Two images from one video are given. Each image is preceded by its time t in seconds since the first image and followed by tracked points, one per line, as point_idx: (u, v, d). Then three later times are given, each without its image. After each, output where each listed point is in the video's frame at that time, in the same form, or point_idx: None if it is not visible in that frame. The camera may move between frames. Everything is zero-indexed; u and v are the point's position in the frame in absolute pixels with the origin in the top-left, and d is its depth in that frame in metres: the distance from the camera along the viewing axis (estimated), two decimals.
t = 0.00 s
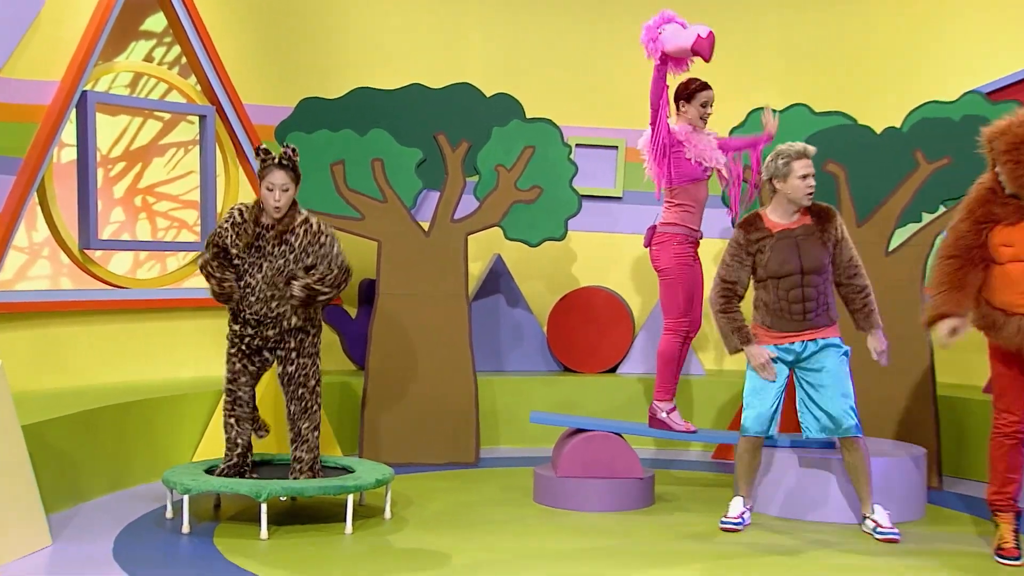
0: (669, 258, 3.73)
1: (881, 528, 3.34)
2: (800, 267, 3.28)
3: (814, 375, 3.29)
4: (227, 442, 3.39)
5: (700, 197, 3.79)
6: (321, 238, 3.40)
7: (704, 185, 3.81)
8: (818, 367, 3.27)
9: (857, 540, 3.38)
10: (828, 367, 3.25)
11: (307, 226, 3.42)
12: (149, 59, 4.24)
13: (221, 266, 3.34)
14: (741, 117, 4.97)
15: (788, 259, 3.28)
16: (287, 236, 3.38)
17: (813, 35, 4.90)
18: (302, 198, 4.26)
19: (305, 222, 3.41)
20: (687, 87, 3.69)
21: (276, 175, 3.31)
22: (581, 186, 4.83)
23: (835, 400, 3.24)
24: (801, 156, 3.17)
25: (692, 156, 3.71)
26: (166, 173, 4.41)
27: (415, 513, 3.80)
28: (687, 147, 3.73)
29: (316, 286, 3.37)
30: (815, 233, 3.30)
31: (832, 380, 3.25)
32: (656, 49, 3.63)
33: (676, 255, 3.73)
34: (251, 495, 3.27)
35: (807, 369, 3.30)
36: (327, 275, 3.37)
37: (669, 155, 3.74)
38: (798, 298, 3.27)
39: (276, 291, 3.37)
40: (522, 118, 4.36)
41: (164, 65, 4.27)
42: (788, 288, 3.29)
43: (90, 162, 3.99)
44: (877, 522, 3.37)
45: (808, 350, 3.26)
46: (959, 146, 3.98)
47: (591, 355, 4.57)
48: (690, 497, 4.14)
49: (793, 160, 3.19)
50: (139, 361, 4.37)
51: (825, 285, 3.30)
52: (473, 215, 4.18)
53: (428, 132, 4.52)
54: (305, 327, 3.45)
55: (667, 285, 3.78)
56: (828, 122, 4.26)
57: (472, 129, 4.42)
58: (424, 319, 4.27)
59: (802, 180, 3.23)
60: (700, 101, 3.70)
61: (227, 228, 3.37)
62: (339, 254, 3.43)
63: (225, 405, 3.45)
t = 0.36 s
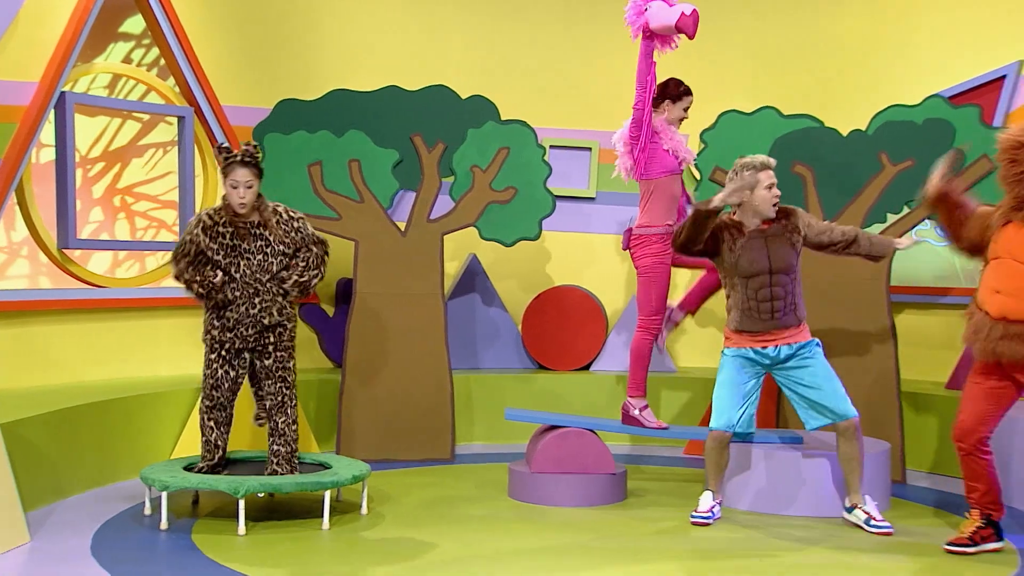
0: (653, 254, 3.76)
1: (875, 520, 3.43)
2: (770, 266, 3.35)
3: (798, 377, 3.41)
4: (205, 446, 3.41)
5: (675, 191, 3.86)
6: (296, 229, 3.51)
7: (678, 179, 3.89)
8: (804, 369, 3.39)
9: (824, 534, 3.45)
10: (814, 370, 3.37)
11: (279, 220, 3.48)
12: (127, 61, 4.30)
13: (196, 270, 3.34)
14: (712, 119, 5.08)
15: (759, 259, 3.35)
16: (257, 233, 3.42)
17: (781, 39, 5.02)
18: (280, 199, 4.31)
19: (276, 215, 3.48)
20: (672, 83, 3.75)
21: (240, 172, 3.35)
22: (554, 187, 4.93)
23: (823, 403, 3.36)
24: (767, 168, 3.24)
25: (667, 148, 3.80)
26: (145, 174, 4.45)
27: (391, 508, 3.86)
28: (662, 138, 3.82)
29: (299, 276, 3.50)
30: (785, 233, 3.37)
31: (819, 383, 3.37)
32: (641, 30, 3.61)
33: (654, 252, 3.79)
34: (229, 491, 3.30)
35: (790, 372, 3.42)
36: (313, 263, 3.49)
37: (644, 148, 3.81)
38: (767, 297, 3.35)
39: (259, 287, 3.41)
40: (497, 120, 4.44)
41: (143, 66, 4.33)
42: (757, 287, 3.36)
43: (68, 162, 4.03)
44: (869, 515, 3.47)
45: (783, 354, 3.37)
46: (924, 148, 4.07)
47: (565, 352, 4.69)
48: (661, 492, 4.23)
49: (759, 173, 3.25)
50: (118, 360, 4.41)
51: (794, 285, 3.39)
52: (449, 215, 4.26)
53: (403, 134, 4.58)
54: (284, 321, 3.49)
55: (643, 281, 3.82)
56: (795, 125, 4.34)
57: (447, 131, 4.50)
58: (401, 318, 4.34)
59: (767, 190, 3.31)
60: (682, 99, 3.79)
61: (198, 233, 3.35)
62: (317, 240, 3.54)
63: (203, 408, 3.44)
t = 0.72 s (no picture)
0: (647, 254, 3.78)
1: (846, 514, 3.49)
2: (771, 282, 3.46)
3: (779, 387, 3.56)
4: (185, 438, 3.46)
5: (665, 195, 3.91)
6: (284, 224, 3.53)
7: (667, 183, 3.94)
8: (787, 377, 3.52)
9: (791, 528, 3.54)
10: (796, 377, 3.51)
11: (267, 216, 3.50)
12: (108, 62, 4.32)
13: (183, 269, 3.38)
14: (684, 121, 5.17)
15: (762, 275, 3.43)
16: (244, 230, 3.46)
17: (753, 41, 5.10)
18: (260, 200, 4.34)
19: (265, 211, 3.50)
20: (663, 88, 3.77)
21: (229, 171, 3.36)
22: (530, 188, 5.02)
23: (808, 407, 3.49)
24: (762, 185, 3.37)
25: (659, 152, 3.83)
26: (126, 174, 4.50)
27: (370, 504, 3.92)
28: (654, 143, 3.84)
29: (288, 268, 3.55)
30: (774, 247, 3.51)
31: (801, 389, 3.51)
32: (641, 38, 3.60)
33: (649, 254, 3.82)
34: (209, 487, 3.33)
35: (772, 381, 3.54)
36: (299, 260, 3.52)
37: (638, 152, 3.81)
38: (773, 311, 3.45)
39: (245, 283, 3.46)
40: (474, 121, 4.51)
41: (123, 68, 4.36)
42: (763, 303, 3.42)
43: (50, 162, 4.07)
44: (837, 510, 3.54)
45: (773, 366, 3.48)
46: (892, 150, 4.19)
47: (543, 350, 4.78)
48: (634, 487, 4.31)
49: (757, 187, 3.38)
50: (100, 358, 4.46)
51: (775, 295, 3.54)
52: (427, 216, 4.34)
53: (382, 135, 4.64)
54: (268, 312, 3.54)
55: (635, 280, 3.84)
56: (768, 127, 4.39)
57: (425, 131, 4.56)
58: (381, 318, 4.40)
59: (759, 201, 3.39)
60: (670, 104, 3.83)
61: (184, 230, 3.40)
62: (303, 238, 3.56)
63: (188, 402, 3.52)
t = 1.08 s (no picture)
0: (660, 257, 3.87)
1: (813, 508, 3.59)
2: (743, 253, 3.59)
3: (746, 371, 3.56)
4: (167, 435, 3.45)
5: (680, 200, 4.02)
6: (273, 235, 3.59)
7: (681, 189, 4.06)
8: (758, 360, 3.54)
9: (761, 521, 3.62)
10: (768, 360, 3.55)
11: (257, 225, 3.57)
12: (90, 64, 4.40)
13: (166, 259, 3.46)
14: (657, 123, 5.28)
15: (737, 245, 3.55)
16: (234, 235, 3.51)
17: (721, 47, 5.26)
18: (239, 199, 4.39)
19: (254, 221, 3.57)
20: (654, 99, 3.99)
21: (224, 170, 3.47)
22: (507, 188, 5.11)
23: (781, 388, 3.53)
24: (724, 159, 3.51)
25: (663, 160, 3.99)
26: (108, 174, 4.55)
27: (349, 500, 3.97)
28: (659, 152, 4.02)
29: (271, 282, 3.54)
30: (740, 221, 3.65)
31: (771, 374, 3.54)
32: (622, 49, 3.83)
33: (661, 258, 3.91)
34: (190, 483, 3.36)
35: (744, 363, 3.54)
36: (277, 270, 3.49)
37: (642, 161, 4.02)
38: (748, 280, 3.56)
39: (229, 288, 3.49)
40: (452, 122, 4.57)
41: (104, 69, 4.43)
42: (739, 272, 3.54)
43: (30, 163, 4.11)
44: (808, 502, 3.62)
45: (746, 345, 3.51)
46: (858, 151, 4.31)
47: (522, 347, 4.89)
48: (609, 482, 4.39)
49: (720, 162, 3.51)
50: (81, 357, 4.50)
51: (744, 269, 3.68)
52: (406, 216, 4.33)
53: (360, 137, 4.74)
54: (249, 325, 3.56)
55: (644, 284, 3.92)
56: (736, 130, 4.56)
57: (404, 133, 4.70)
58: (361, 315, 4.47)
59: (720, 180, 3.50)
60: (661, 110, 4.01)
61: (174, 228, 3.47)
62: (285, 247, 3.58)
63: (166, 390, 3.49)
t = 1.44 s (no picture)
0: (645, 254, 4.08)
1: (790, 502, 3.68)
2: (700, 291, 3.57)
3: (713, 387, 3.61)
4: (163, 438, 3.51)
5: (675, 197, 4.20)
6: (247, 227, 3.63)
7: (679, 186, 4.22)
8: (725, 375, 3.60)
9: (740, 516, 3.70)
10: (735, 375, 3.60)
11: (229, 220, 3.60)
12: (79, 65, 4.44)
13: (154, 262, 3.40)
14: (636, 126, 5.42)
15: (690, 286, 3.56)
16: (211, 235, 3.53)
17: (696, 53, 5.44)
18: (227, 200, 4.43)
19: (227, 216, 3.59)
20: (658, 98, 4.18)
21: (193, 175, 3.45)
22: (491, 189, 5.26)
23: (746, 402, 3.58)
24: (685, 187, 3.46)
25: (660, 157, 4.19)
26: (97, 174, 4.60)
27: (336, 496, 4.02)
28: (659, 149, 4.21)
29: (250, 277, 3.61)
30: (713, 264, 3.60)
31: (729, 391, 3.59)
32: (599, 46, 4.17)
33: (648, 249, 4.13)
34: (179, 480, 3.40)
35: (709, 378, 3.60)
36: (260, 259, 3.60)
37: (641, 156, 4.23)
38: (696, 321, 3.54)
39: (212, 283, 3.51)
40: (437, 124, 4.66)
41: (94, 71, 4.48)
42: (688, 312, 3.55)
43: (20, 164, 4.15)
44: (785, 498, 3.72)
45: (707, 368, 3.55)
46: (836, 153, 4.38)
47: (507, 345, 5.01)
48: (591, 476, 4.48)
49: (672, 191, 3.51)
50: (70, 356, 4.55)
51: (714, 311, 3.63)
52: (391, 215, 4.48)
53: (347, 137, 4.76)
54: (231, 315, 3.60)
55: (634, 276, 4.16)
56: (718, 131, 4.65)
57: (390, 135, 4.70)
58: (348, 314, 4.54)
59: (688, 210, 3.50)
60: (664, 107, 4.20)
61: (154, 236, 3.43)
62: (264, 241, 3.64)
63: (162, 405, 3.55)
